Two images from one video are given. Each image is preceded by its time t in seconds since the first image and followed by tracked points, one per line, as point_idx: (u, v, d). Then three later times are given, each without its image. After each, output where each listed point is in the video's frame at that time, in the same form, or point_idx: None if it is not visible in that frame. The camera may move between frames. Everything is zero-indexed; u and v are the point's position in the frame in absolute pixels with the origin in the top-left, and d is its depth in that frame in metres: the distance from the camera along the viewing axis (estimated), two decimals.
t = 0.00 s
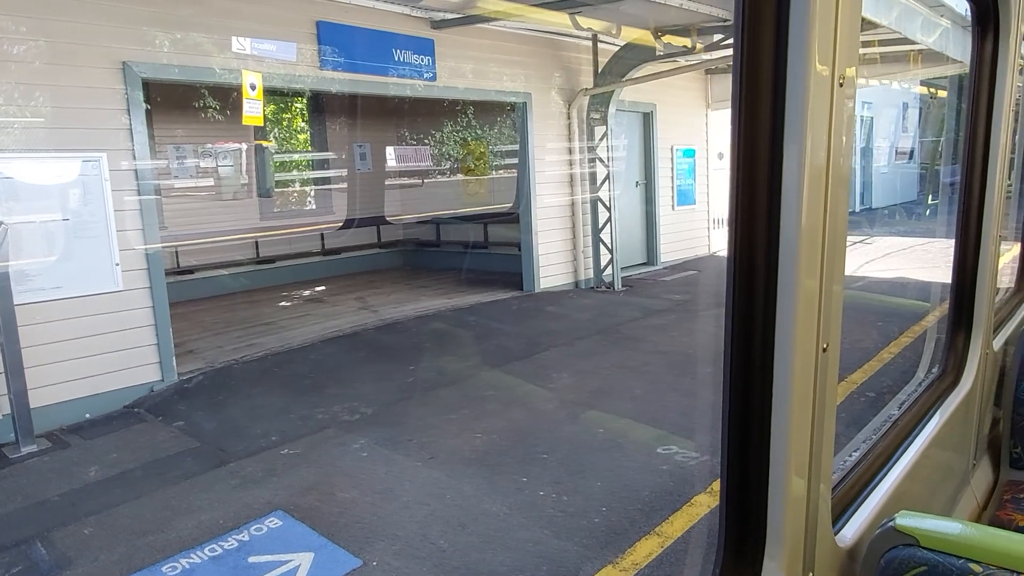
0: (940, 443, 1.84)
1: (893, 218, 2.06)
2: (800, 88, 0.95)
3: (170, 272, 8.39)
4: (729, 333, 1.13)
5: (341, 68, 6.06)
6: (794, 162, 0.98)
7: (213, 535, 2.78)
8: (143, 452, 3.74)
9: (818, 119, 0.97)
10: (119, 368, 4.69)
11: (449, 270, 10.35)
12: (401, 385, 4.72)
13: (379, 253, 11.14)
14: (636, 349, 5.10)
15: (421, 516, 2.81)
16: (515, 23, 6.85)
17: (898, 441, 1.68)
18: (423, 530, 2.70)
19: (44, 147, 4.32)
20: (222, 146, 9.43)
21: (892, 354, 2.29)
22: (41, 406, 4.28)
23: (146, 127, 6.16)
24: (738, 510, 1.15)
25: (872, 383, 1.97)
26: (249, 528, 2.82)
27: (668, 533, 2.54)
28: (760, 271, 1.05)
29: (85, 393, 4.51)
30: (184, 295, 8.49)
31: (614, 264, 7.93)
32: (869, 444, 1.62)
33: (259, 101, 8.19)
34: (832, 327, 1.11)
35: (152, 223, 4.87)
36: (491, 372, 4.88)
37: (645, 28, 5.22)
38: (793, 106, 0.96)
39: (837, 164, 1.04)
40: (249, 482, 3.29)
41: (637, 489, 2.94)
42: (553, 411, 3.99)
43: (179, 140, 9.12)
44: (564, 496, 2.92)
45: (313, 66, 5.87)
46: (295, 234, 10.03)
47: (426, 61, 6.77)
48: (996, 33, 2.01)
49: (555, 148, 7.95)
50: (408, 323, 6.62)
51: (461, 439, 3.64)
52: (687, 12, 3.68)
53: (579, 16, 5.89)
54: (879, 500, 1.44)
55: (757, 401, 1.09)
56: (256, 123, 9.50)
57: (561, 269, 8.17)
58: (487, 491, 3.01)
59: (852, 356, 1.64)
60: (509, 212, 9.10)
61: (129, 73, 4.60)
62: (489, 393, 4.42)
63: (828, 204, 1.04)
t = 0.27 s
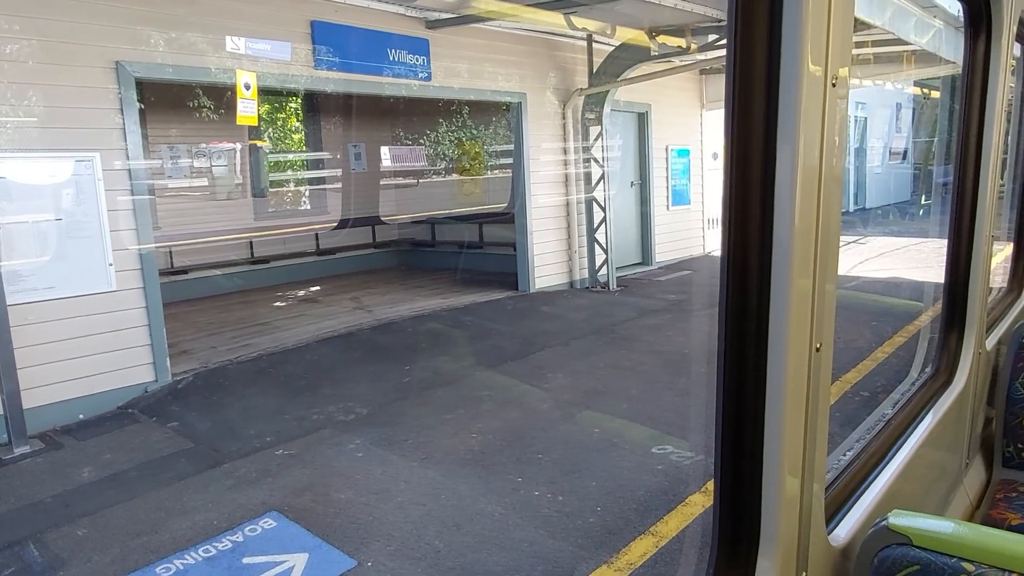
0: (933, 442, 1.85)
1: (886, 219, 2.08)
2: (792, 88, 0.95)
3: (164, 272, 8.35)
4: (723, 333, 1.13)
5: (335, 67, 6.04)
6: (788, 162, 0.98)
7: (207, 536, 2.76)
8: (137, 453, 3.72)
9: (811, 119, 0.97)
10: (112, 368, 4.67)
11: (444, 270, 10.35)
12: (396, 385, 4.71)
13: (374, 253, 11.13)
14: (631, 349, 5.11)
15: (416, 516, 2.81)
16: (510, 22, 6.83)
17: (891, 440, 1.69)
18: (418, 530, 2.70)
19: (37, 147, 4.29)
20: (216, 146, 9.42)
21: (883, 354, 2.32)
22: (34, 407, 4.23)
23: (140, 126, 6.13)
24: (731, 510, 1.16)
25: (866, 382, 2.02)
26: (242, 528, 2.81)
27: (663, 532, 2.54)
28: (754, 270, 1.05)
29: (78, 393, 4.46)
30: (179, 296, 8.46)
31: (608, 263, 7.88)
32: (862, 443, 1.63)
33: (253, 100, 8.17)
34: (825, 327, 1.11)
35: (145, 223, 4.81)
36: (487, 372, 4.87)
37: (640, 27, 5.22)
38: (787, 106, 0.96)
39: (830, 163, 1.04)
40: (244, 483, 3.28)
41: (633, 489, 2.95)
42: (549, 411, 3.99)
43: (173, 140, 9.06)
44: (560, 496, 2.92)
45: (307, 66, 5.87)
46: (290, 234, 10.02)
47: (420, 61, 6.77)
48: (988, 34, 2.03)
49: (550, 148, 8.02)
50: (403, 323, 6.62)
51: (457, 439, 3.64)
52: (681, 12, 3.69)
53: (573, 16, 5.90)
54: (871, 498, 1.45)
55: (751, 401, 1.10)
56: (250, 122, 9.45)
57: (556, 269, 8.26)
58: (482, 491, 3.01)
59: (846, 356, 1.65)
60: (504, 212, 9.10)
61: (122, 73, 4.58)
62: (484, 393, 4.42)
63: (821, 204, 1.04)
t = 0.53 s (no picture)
0: (928, 442, 1.85)
1: (882, 220, 2.09)
2: (788, 89, 0.95)
3: (158, 272, 8.32)
4: (719, 334, 1.13)
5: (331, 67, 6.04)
6: (783, 163, 0.98)
7: (201, 536, 2.76)
8: (131, 453, 3.70)
9: (806, 120, 0.98)
10: (106, 369, 4.63)
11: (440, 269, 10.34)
12: (392, 385, 4.70)
13: (369, 253, 11.12)
14: (627, 349, 5.12)
15: (411, 516, 2.80)
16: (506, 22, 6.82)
17: (887, 440, 1.69)
18: (413, 530, 2.69)
19: (29, 145, 4.25)
20: (212, 145, 9.31)
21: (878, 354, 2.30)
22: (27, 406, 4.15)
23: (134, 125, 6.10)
24: (727, 511, 1.16)
25: (862, 382, 2.03)
26: (237, 529, 2.80)
27: (658, 532, 2.54)
28: (749, 271, 1.05)
29: (70, 394, 4.41)
30: (173, 295, 8.43)
31: (604, 263, 7.90)
32: (857, 443, 1.63)
33: (249, 99, 8.15)
34: (821, 328, 1.12)
35: (139, 220, 4.91)
36: (483, 372, 4.87)
37: (636, 27, 5.23)
38: (783, 107, 0.97)
39: (826, 164, 1.04)
40: (239, 483, 3.27)
41: (628, 489, 2.95)
42: (544, 411, 3.99)
43: (167, 138, 8.92)
44: (555, 496, 2.92)
45: (302, 65, 5.89)
46: (285, 233, 10.03)
47: (415, 61, 6.79)
48: (983, 36, 2.03)
49: (546, 148, 8.00)
50: (399, 323, 6.61)
51: (452, 439, 3.64)
52: (677, 12, 3.70)
53: (569, 16, 5.91)
54: (866, 498, 1.45)
55: (747, 402, 1.10)
56: (245, 122, 9.41)
57: (551, 269, 8.17)
58: (478, 491, 3.01)
59: (841, 355, 1.66)
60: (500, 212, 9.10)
61: (116, 72, 4.56)
62: (480, 393, 4.41)
63: (816, 205, 1.04)
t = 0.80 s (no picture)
0: (926, 441, 1.86)
1: (878, 220, 2.10)
2: (789, 90, 0.96)
3: (155, 272, 8.29)
4: (719, 335, 1.13)
5: (328, 66, 6.03)
6: (785, 163, 0.98)
7: (199, 537, 2.75)
8: (128, 453, 3.69)
9: (807, 121, 0.98)
10: (102, 369, 4.62)
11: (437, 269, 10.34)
12: (391, 385, 4.70)
13: (367, 253, 11.11)
14: (625, 349, 5.12)
15: (410, 516, 2.80)
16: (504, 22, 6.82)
17: (885, 439, 1.70)
18: (412, 530, 2.69)
19: (24, 144, 4.24)
20: (209, 144, 9.31)
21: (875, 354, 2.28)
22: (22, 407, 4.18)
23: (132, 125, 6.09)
24: (728, 510, 1.16)
25: (859, 382, 2.00)
26: (234, 530, 2.80)
27: (656, 532, 2.54)
28: (750, 271, 1.05)
29: (66, 394, 4.41)
30: (171, 295, 8.42)
31: (602, 263, 7.94)
32: (855, 443, 1.64)
33: (246, 99, 8.14)
34: (821, 328, 1.12)
35: (136, 222, 4.79)
36: (481, 372, 4.87)
37: (634, 28, 5.24)
38: (784, 107, 0.97)
39: (826, 165, 1.05)
40: (237, 484, 3.27)
41: (627, 489, 2.95)
42: (543, 411, 3.99)
43: (164, 138, 8.88)
44: (554, 496, 2.93)
45: (299, 65, 5.85)
46: (282, 233, 10.02)
47: (413, 60, 6.77)
48: (981, 38, 2.02)
49: (544, 148, 7.97)
50: (397, 323, 6.60)
51: (451, 439, 3.64)
52: (676, 13, 3.72)
53: (567, 16, 5.92)
54: (865, 497, 1.46)
55: (748, 403, 1.10)
56: (242, 122, 9.38)
57: (548, 268, 8.18)
58: (477, 492, 3.01)
59: (839, 355, 1.67)
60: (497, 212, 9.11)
61: (113, 71, 4.55)
62: (479, 393, 4.41)
63: (817, 206, 1.04)
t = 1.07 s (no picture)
0: (926, 441, 1.87)
1: (876, 220, 2.12)
2: (795, 91, 0.96)
3: (152, 271, 8.26)
4: (724, 335, 1.14)
5: (326, 65, 6.03)
6: (790, 164, 0.98)
7: (198, 537, 2.74)
8: (126, 453, 3.68)
9: (813, 121, 0.98)
10: (99, 369, 4.60)
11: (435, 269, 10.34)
12: (389, 385, 4.70)
13: (364, 252, 11.10)
14: (624, 348, 5.13)
15: (410, 516, 2.80)
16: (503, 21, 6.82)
17: (886, 438, 1.71)
18: (412, 531, 2.69)
19: (21, 143, 4.22)
20: (206, 143, 9.30)
21: (876, 351, 2.28)
22: (19, 407, 4.17)
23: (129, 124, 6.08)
24: (732, 509, 1.17)
25: (857, 381, 1.96)
26: (234, 530, 2.79)
27: (655, 532, 2.55)
28: (755, 271, 1.06)
29: (63, 394, 4.40)
30: (167, 295, 8.39)
31: (600, 263, 7.96)
32: (857, 442, 1.65)
33: (243, 98, 8.13)
34: (825, 328, 1.13)
35: (134, 221, 4.77)
36: (480, 372, 4.87)
37: (632, 28, 5.26)
38: (789, 108, 0.97)
39: (831, 166, 1.05)
40: (235, 484, 3.26)
41: (628, 488, 2.96)
42: (543, 411, 3.99)
43: (161, 137, 8.87)
44: (554, 496, 2.93)
45: (296, 64, 5.85)
46: (279, 233, 9.97)
47: (411, 59, 6.78)
48: (980, 38, 2.05)
49: (542, 147, 7.93)
50: (395, 323, 6.60)
51: (451, 439, 3.64)
52: (674, 14, 3.74)
53: (566, 16, 5.93)
54: (867, 496, 1.47)
55: (752, 403, 1.10)
56: (239, 121, 9.39)
57: (546, 268, 8.16)
58: (477, 491, 3.01)
59: (840, 356, 1.68)
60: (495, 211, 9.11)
61: (111, 69, 4.55)
62: (478, 393, 4.41)
63: (822, 206, 1.05)
